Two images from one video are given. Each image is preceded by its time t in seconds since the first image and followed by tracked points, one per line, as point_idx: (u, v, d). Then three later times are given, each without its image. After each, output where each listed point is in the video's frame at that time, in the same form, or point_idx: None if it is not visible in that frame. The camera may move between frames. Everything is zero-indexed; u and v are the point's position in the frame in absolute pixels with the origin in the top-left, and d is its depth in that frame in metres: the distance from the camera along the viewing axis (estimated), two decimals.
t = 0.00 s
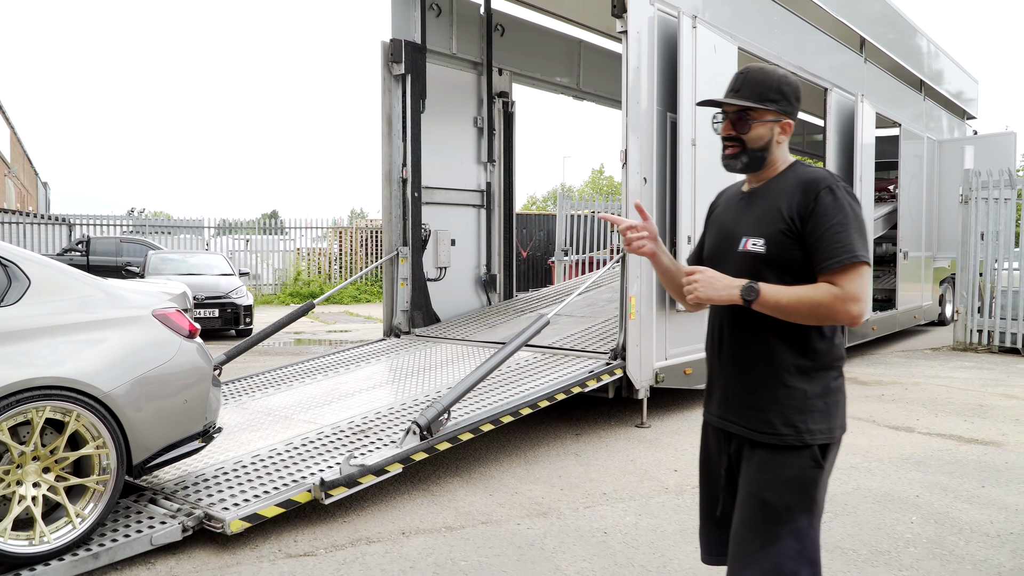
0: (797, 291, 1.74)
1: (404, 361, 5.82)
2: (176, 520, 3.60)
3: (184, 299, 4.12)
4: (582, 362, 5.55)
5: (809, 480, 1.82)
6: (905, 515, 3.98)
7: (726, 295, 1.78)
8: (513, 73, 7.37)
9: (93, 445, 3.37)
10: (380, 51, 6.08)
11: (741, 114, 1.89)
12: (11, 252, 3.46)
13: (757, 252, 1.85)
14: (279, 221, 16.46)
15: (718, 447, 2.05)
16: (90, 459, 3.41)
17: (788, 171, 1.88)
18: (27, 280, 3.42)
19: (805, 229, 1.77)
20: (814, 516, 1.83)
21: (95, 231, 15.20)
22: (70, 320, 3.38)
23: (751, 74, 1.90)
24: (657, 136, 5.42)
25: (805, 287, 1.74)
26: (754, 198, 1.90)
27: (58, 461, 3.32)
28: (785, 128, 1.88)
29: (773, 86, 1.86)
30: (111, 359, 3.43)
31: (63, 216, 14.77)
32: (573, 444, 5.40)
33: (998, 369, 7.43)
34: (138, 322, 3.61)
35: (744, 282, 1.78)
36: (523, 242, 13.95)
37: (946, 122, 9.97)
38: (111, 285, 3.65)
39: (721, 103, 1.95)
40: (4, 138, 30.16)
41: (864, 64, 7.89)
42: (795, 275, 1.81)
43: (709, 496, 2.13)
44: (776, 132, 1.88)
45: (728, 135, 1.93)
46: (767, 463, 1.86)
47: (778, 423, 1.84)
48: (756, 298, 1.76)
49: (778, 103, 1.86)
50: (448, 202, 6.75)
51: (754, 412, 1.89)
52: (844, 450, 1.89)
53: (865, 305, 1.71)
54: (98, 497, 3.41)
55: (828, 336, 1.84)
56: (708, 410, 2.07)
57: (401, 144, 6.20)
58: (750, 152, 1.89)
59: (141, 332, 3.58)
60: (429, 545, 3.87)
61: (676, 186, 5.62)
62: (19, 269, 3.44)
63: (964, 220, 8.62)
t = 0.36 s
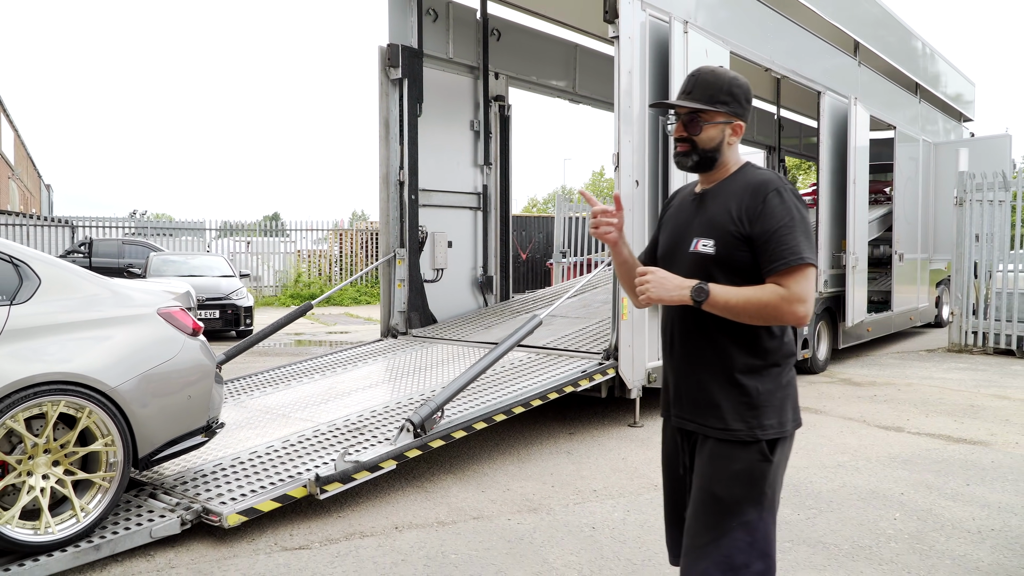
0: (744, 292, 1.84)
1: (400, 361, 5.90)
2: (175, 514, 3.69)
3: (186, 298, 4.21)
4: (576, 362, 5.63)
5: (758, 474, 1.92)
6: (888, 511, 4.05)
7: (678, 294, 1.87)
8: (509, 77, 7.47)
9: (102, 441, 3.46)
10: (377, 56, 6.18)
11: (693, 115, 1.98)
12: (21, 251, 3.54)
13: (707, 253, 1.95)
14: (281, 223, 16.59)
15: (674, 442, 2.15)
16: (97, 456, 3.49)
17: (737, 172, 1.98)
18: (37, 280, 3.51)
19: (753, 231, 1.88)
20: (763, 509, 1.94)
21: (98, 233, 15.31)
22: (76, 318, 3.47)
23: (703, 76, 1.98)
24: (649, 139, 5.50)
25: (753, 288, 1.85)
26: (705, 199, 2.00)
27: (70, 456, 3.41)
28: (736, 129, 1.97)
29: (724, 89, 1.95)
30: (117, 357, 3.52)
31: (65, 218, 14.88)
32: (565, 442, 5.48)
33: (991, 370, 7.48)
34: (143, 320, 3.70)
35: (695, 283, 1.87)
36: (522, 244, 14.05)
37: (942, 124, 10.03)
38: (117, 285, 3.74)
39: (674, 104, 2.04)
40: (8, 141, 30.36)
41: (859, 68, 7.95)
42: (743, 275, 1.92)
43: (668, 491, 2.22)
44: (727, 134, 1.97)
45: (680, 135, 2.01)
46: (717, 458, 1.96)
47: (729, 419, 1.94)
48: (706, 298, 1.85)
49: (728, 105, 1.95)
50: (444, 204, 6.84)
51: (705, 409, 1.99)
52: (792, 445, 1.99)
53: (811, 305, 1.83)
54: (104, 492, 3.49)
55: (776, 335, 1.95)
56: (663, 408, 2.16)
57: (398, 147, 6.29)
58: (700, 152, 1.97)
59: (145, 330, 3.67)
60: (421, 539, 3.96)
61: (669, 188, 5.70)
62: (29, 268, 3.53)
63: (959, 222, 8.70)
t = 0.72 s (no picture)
0: (716, 293, 1.89)
1: (402, 362, 5.95)
2: (177, 510, 3.73)
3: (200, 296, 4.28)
4: (575, 363, 5.68)
5: (730, 473, 1.98)
6: (883, 511, 4.08)
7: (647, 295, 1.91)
8: (511, 81, 7.54)
9: (119, 443, 3.55)
10: (379, 60, 6.26)
11: (659, 111, 2.04)
12: (40, 250, 3.60)
13: (676, 253, 2.00)
14: (287, 227, 16.69)
15: (644, 444, 2.19)
16: (113, 457, 3.58)
17: (705, 169, 2.03)
18: (55, 278, 3.57)
19: (722, 230, 1.93)
20: (736, 508, 1.99)
21: (104, 236, 15.42)
22: (91, 316, 3.54)
23: (670, 72, 2.04)
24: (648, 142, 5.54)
25: (724, 289, 1.90)
26: (673, 197, 2.05)
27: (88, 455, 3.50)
28: (702, 125, 2.03)
29: (690, 85, 2.01)
30: (132, 354, 3.59)
31: (72, 222, 14.99)
32: (564, 442, 5.52)
33: (992, 373, 7.49)
34: (157, 318, 3.76)
35: (665, 284, 1.92)
36: (526, 248, 14.10)
37: (944, 128, 10.03)
38: (132, 283, 3.80)
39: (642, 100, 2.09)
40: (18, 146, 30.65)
41: (859, 71, 7.97)
42: (711, 275, 1.97)
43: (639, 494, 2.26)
44: (694, 130, 2.03)
45: (648, 131, 2.07)
46: (690, 460, 2.00)
47: (701, 421, 1.99)
48: (677, 300, 1.90)
49: (694, 100, 2.01)
50: (446, 207, 6.91)
51: (676, 411, 2.03)
52: (762, 444, 2.05)
53: (782, 304, 1.88)
54: (115, 492, 3.56)
55: (744, 335, 2.00)
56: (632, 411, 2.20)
57: (400, 151, 6.36)
58: (667, 149, 2.03)
59: (159, 328, 3.74)
60: (418, 535, 4.00)
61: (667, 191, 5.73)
62: (47, 267, 3.59)
63: (961, 225, 8.73)
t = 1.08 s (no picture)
0: (705, 293, 1.91)
1: (404, 364, 5.99)
2: (178, 509, 3.75)
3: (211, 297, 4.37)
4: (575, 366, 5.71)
5: (717, 475, 2.00)
6: (881, 512, 4.08)
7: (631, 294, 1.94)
8: (514, 85, 7.58)
9: (136, 448, 3.61)
10: (382, 64, 6.31)
11: (643, 108, 2.07)
12: (58, 251, 3.66)
13: (662, 253, 2.02)
14: (294, 230, 16.80)
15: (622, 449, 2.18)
16: (126, 463, 3.63)
17: (687, 168, 2.08)
18: (73, 278, 3.63)
19: (709, 231, 1.96)
20: (723, 511, 2.02)
21: (112, 240, 15.54)
22: (109, 315, 3.60)
23: (653, 69, 2.08)
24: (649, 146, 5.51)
25: (712, 289, 1.93)
26: (656, 197, 2.07)
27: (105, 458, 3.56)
28: (684, 123, 2.08)
29: (674, 83, 2.05)
30: (149, 352, 3.66)
31: (81, 226, 15.11)
32: (564, 444, 5.54)
33: (996, 376, 7.47)
34: (171, 317, 3.84)
35: (653, 284, 1.94)
36: (531, 251, 14.14)
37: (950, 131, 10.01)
38: (146, 284, 3.88)
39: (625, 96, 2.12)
40: (29, 152, 30.96)
41: (863, 75, 7.95)
42: (697, 274, 2.00)
43: (610, 503, 2.25)
44: (678, 128, 2.08)
45: (631, 128, 2.09)
46: (677, 464, 2.01)
47: (688, 425, 2.00)
48: (665, 299, 1.91)
49: (677, 98, 2.05)
50: (449, 210, 6.95)
51: (661, 414, 2.04)
52: (743, 446, 2.09)
53: (768, 305, 1.93)
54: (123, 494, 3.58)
55: (727, 337, 2.04)
56: (610, 416, 2.19)
57: (403, 155, 6.41)
58: (652, 146, 2.05)
59: (173, 327, 3.82)
60: (417, 535, 4.03)
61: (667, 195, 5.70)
62: (65, 267, 3.65)
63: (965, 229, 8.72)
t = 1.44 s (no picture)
0: (714, 291, 1.95)
1: (410, 366, 6.02)
2: (184, 508, 3.77)
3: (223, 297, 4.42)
4: (580, 368, 5.74)
5: (718, 472, 2.02)
6: (884, 514, 4.08)
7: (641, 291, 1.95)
8: (520, 89, 7.63)
9: (149, 450, 3.67)
10: (389, 68, 6.37)
11: (651, 107, 2.09)
12: (74, 252, 3.71)
13: (666, 250, 2.03)
14: (303, 234, 16.90)
15: (614, 449, 2.16)
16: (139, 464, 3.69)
17: (684, 169, 2.12)
18: (89, 279, 3.69)
19: (714, 228, 1.99)
20: (723, 508, 2.04)
21: (122, 244, 15.67)
22: (123, 314, 3.66)
23: (660, 69, 2.11)
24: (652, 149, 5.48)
25: (719, 287, 1.96)
26: (656, 193, 2.08)
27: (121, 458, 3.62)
28: (683, 125, 2.13)
29: (681, 85, 2.10)
30: (164, 350, 3.72)
31: (92, 230, 15.25)
32: (569, 446, 5.56)
33: (1004, 380, 7.44)
34: (184, 317, 3.89)
35: (663, 283, 1.95)
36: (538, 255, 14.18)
37: (958, 134, 9.98)
38: (160, 284, 3.94)
39: (629, 94, 2.13)
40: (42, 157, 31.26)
41: (870, 78, 7.94)
42: (699, 271, 2.03)
43: (584, 504, 2.20)
44: (678, 130, 2.12)
45: (638, 126, 2.09)
46: (680, 461, 2.02)
47: (690, 422, 2.01)
48: (677, 298, 1.94)
49: (681, 101, 2.11)
50: (455, 213, 7.00)
51: (663, 412, 2.03)
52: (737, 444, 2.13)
53: (772, 301, 1.99)
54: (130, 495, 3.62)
55: (724, 334, 2.08)
56: (602, 414, 2.17)
57: (409, 158, 6.46)
58: (658, 144, 2.07)
59: (187, 325, 3.87)
60: (420, 535, 4.06)
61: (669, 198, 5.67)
62: (82, 268, 3.70)
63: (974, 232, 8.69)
